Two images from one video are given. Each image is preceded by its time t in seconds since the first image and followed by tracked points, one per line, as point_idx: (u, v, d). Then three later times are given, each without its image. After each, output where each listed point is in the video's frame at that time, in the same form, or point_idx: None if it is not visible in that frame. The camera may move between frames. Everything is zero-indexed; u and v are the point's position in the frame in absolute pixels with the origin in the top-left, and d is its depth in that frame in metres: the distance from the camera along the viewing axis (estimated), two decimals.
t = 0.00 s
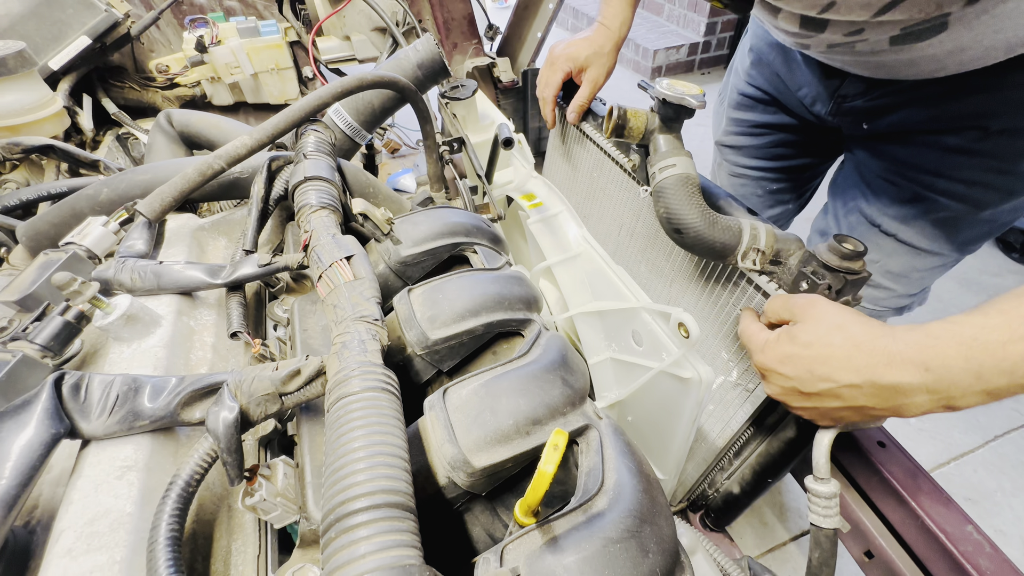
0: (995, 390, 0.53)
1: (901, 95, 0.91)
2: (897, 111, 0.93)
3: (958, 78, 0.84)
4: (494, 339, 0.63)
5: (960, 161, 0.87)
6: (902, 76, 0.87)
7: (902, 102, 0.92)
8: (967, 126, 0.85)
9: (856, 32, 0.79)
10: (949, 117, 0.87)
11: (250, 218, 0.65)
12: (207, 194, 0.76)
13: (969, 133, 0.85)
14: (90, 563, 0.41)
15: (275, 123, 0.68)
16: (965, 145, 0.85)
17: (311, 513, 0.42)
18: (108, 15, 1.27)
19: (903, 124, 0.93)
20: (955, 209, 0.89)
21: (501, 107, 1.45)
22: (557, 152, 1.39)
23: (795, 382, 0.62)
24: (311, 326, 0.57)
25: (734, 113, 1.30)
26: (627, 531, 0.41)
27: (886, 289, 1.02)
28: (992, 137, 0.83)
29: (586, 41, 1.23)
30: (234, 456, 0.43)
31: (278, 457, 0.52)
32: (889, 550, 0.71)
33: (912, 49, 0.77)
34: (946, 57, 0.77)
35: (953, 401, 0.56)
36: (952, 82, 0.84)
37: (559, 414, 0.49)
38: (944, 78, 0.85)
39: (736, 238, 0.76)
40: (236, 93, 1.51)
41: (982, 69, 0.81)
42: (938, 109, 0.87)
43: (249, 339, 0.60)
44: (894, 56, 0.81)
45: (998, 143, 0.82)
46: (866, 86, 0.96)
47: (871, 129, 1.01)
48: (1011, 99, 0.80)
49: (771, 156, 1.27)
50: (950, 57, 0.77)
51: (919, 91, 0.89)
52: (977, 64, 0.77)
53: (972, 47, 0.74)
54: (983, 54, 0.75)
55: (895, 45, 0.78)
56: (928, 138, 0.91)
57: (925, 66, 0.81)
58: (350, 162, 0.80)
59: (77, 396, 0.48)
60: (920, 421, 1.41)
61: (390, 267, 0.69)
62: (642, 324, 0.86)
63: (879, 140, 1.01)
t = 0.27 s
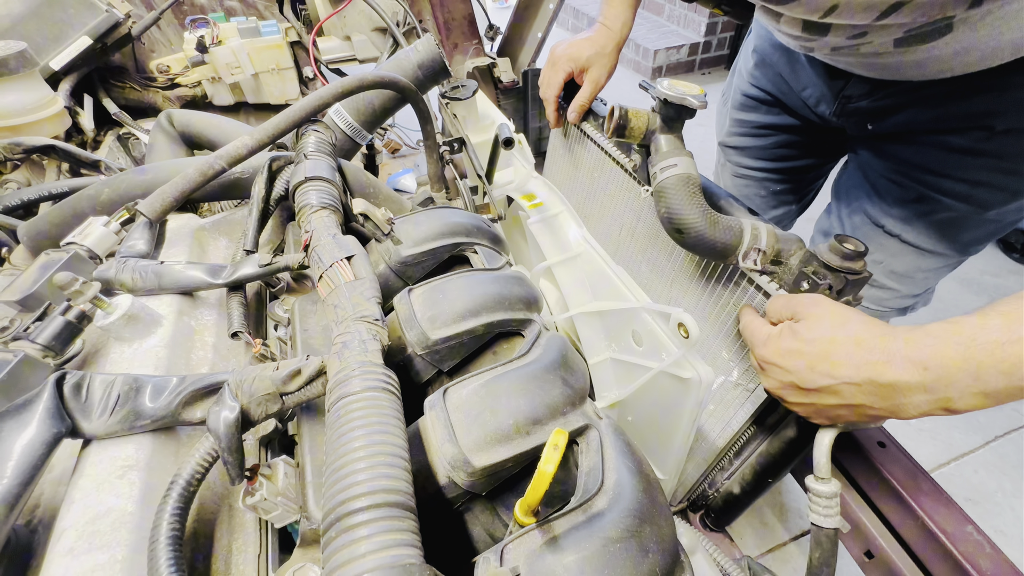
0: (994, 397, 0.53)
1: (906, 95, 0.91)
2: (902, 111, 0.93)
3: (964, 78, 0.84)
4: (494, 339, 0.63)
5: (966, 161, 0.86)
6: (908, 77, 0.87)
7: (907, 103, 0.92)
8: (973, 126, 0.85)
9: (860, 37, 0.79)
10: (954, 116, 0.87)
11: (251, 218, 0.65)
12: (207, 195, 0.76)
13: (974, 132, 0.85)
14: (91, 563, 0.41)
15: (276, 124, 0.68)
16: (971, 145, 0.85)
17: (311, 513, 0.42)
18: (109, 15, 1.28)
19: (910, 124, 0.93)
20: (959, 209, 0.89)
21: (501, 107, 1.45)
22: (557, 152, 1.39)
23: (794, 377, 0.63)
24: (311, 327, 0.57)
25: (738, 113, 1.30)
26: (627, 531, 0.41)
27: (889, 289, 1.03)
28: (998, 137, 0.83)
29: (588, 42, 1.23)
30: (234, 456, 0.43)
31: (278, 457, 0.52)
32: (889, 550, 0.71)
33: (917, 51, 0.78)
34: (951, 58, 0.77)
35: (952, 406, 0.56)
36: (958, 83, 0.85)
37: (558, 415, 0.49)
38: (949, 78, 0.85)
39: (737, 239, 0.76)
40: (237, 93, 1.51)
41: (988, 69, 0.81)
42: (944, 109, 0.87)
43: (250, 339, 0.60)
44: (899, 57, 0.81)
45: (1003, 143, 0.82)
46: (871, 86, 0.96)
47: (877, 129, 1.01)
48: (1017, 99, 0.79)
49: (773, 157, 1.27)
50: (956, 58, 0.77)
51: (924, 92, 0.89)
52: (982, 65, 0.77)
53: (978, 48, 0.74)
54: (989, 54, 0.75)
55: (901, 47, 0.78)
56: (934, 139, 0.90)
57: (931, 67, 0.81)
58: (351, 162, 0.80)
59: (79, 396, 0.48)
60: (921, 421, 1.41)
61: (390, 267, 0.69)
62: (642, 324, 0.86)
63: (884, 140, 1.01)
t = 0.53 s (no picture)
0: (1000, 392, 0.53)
1: (907, 96, 0.92)
2: (903, 112, 0.93)
3: (964, 79, 0.84)
4: (494, 339, 0.63)
5: (967, 161, 0.86)
6: (908, 78, 0.88)
7: (908, 103, 0.92)
8: (974, 126, 0.85)
9: (856, 40, 0.78)
10: (954, 117, 0.87)
11: (251, 217, 0.65)
12: (208, 193, 0.76)
13: (974, 133, 0.85)
14: (92, 561, 0.41)
15: (276, 123, 0.68)
16: (972, 146, 0.85)
17: (312, 512, 0.42)
18: (109, 14, 1.27)
19: (911, 125, 0.93)
20: (960, 210, 0.89)
21: (501, 107, 1.45)
22: (558, 151, 1.39)
23: (796, 376, 0.63)
24: (311, 326, 0.57)
25: (739, 113, 1.30)
26: (627, 530, 0.41)
27: (889, 290, 1.03)
28: (998, 138, 0.82)
29: (589, 41, 1.23)
30: (234, 456, 0.43)
31: (278, 456, 0.52)
32: (889, 550, 0.71)
33: (917, 52, 0.78)
34: (951, 59, 0.78)
35: (956, 402, 0.55)
36: (957, 84, 0.85)
37: (559, 414, 0.49)
38: (950, 79, 0.85)
39: (737, 238, 0.77)
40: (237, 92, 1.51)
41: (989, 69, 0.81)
42: (944, 110, 0.87)
43: (250, 338, 0.60)
44: (899, 58, 0.81)
45: (1003, 144, 0.82)
46: (872, 87, 0.97)
47: (877, 130, 1.01)
48: (1018, 100, 0.79)
49: (775, 157, 1.27)
50: (957, 59, 0.77)
51: (924, 92, 0.89)
52: (983, 65, 0.77)
53: (978, 48, 0.75)
54: (989, 55, 0.75)
55: (899, 48, 0.77)
56: (935, 139, 0.90)
57: (931, 68, 0.81)
58: (352, 162, 0.80)
59: (80, 395, 0.48)
60: (920, 421, 1.41)
61: (390, 266, 0.69)
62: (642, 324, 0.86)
63: (885, 140, 1.01)
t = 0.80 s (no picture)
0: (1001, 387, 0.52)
1: (907, 95, 0.92)
2: (903, 111, 0.93)
3: (964, 78, 0.84)
4: (494, 337, 0.63)
5: (967, 161, 0.87)
6: (907, 78, 0.88)
7: (908, 103, 0.92)
8: (974, 126, 0.85)
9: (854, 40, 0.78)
10: (954, 117, 0.87)
11: (250, 216, 0.65)
12: (207, 192, 0.75)
13: (974, 133, 0.85)
14: (91, 560, 0.41)
15: (276, 122, 0.68)
16: (972, 146, 0.85)
17: (311, 510, 0.42)
18: (107, 13, 1.27)
19: (911, 124, 0.93)
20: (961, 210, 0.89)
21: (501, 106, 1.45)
22: (558, 150, 1.39)
23: (796, 374, 0.63)
24: (310, 325, 0.57)
25: (741, 112, 1.30)
26: (627, 528, 0.41)
27: (888, 290, 1.03)
28: (998, 137, 0.83)
29: (589, 40, 1.23)
30: (234, 454, 0.43)
31: (278, 455, 0.52)
32: (888, 548, 0.72)
33: (916, 52, 0.78)
34: (951, 59, 0.78)
35: (957, 398, 0.55)
36: (956, 84, 0.85)
37: (558, 413, 0.49)
38: (949, 78, 0.85)
39: (739, 236, 0.78)
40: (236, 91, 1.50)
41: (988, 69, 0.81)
42: (944, 110, 0.87)
43: (249, 337, 0.59)
44: (899, 58, 0.81)
45: (1003, 144, 0.82)
46: (871, 86, 0.97)
47: (878, 129, 1.01)
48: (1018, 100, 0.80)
49: (775, 156, 1.27)
50: (955, 59, 0.77)
51: (924, 92, 0.89)
52: (982, 66, 0.77)
53: (976, 49, 0.75)
54: (988, 55, 0.75)
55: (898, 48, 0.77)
56: (935, 139, 0.90)
57: (930, 68, 0.81)
58: (351, 161, 0.80)
59: (78, 394, 0.48)
60: (920, 420, 1.41)
61: (390, 265, 0.69)
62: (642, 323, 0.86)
63: (885, 140, 1.01)
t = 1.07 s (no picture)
0: None
1: (906, 95, 0.92)
2: (902, 112, 0.93)
3: (963, 79, 0.84)
4: (493, 338, 0.63)
5: (965, 163, 0.87)
6: (906, 78, 0.87)
7: (907, 103, 0.92)
8: (972, 128, 0.85)
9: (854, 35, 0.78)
10: (951, 118, 0.87)
11: (248, 216, 0.64)
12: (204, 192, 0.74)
13: (973, 134, 0.85)
14: (87, 562, 0.41)
15: (273, 122, 0.67)
16: (971, 147, 0.86)
17: (309, 512, 0.42)
18: (104, 12, 1.26)
19: (910, 125, 0.93)
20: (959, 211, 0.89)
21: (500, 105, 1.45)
22: (557, 150, 1.38)
23: (827, 383, 0.56)
24: (308, 325, 0.57)
25: (740, 113, 1.30)
26: (626, 529, 0.41)
27: (886, 291, 1.03)
28: (996, 139, 0.83)
29: (588, 40, 1.23)
30: (231, 456, 0.42)
31: (276, 456, 0.51)
32: (887, 548, 0.72)
33: (915, 52, 0.78)
34: (948, 60, 0.78)
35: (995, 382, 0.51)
36: (954, 85, 0.85)
37: (558, 414, 0.49)
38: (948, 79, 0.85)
39: (737, 237, 0.79)
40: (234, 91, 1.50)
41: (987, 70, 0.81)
42: (943, 111, 0.87)
43: (247, 338, 0.59)
44: (897, 58, 0.81)
45: (1002, 145, 0.82)
46: (870, 86, 0.97)
47: (877, 130, 1.01)
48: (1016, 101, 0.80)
49: (774, 157, 1.27)
50: (953, 60, 0.77)
51: (923, 93, 0.89)
52: (981, 67, 0.77)
53: (974, 50, 0.75)
54: (986, 57, 0.75)
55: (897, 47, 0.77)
56: (934, 140, 0.91)
57: (929, 69, 0.81)
58: (349, 161, 0.80)
59: (74, 394, 0.48)
60: (918, 420, 1.41)
61: (389, 265, 0.69)
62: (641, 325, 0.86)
63: (883, 141, 1.01)
